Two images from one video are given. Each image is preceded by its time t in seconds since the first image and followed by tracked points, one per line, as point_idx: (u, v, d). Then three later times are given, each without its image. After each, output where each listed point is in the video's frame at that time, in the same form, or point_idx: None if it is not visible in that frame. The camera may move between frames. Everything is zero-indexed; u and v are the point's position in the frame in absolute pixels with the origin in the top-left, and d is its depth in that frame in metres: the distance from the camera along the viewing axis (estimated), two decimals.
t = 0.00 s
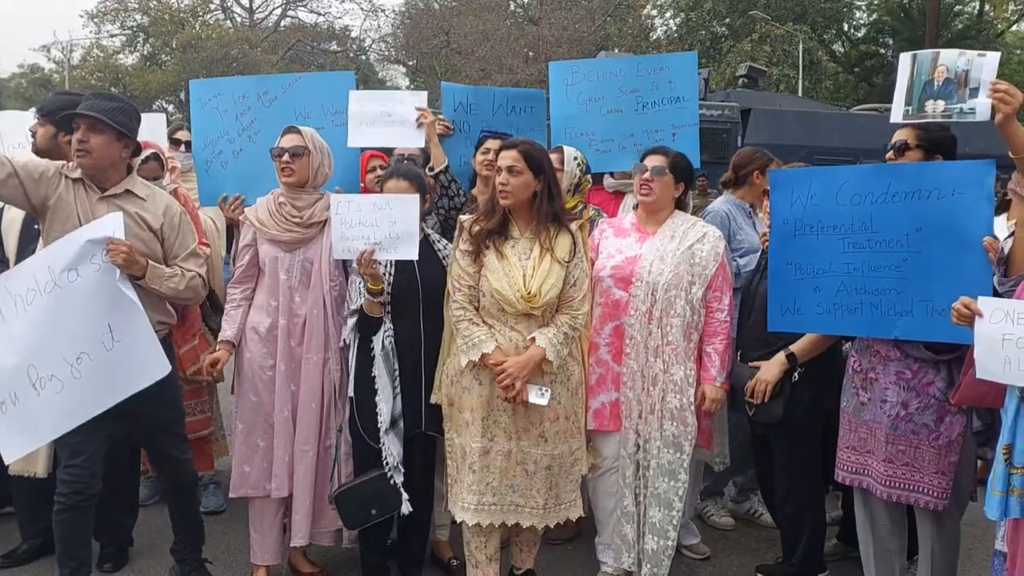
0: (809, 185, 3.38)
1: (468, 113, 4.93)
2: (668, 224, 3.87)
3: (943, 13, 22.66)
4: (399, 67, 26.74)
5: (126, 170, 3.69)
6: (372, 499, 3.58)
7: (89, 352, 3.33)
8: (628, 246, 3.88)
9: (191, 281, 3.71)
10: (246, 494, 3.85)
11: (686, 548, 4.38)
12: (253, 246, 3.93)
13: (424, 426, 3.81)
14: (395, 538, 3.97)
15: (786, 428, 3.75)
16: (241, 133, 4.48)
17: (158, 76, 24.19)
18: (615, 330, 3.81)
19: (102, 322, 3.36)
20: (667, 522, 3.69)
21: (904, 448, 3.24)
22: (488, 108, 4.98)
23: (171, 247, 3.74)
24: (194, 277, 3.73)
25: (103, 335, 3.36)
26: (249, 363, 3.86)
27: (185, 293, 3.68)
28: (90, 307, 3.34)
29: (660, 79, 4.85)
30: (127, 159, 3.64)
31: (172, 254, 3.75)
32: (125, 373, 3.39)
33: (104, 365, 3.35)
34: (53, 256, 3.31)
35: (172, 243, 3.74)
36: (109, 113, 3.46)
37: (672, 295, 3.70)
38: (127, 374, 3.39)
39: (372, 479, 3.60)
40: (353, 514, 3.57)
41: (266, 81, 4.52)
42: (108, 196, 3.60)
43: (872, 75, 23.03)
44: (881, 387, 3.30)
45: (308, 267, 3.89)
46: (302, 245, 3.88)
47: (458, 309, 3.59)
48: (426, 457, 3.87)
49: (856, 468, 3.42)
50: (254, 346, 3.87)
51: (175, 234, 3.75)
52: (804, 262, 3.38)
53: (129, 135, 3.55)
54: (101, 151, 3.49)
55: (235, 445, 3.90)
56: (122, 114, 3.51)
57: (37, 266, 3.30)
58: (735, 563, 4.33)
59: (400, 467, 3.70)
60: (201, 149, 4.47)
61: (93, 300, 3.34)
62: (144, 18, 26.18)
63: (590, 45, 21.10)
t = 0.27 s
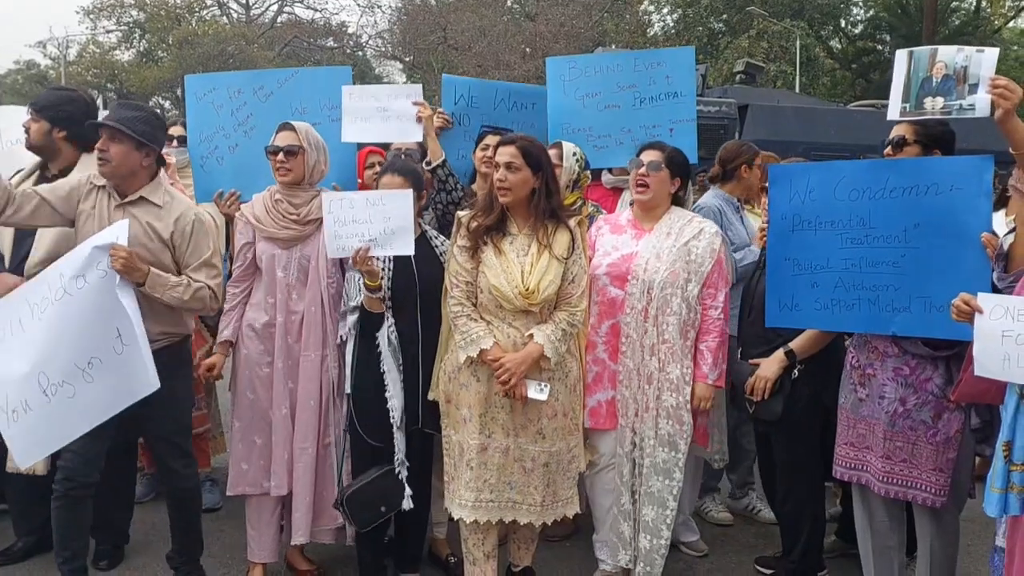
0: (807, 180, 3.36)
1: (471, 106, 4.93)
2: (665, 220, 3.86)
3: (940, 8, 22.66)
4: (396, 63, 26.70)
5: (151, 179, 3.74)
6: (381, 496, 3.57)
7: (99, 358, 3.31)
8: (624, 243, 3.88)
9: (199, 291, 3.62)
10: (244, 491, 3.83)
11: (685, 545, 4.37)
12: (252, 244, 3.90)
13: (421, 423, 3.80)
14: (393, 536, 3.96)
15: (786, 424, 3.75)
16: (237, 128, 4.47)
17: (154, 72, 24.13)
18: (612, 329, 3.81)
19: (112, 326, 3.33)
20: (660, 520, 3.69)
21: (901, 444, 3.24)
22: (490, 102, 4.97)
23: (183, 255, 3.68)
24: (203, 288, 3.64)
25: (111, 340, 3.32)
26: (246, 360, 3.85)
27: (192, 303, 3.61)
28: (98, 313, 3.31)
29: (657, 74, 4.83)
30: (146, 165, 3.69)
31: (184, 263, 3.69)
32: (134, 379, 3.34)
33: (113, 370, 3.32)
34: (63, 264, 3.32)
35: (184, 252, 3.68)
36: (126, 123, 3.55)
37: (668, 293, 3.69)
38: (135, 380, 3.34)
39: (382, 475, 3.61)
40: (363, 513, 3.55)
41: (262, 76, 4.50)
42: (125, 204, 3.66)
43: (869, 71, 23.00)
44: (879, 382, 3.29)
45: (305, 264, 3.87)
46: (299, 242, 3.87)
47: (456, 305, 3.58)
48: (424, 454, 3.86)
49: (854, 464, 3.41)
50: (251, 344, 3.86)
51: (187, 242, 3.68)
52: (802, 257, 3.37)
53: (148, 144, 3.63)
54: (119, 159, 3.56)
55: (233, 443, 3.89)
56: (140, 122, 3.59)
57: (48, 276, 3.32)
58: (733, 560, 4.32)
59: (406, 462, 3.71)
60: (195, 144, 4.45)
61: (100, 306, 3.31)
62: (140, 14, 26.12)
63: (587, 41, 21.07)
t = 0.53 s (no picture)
0: (782, 175, 3.35)
1: (445, 97, 4.75)
2: (639, 216, 3.84)
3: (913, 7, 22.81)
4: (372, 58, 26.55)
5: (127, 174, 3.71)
6: (359, 496, 3.54)
7: (39, 351, 3.38)
8: (599, 237, 3.86)
9: (139, 286, 3.50)
10: (213, 491, 3.79)
11: (660, 542, 4.36)
12: (221, 239, 3.83)
13: (394, 422, 3.75)
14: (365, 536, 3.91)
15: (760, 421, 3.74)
16: (207, 121, 4.40)
17: (125, 66, 23.82)
18: (586, 323, 3.80)
19: (52, 320, 3.39)
20: (630, 516, 3.66)
21: (875, 441, 3.24)
22: (465, 90, 4.76)
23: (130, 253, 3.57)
24: (145, 285, 3.51)
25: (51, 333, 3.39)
26: (215, 357, 3.80)
27: (132, 299, 3.49)
28: (40, 307, 3.40)
29: (633, 69, 4.80)
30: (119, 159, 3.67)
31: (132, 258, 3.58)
32: (70, 373, 3.38)
33: (50, 363, 3.37)
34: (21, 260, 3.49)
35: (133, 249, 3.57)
36: (99, 114, 3.55)
37: (642, 288, 3.67)
38: (71, 373, 3.38)
39: (359, 475, 3.57)
40: (340, 515, 3.52)
41: (233, 67, 4.44)
42: (91, 193, 3.66)
43: (843, 68, 23.13)
44: (853, 379, 3.28)
45: (275, 260, 3.81)
46: (269, 237, 3.81)
47: (429, 301, 3.54)
48: (397, 452, 3.82)
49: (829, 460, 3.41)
50: (221, 340, 3.81)
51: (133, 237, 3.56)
52: (777, 253, 3.36)
53: (120, 137, 3.61)
54: (87, 149, 3.57)
55: (202, 441, 3.84)
56: (113, 114, 3.58)
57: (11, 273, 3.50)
58: (708, 557, 4.32)
59: (384, 459, 3.66)
60: (166, 137, 4.38)
61: (43, 299, 3.40)
62: (112, 6, 25.81)
63: (563, 37, 21.04)
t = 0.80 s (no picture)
0: (724, 175, 3.35)
1: (384, 86, 4.84)
2: (585, 214, 3.82)
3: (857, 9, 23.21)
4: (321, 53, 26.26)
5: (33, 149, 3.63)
6: (287, 499, 3.49)
7: None
8: (546, 235, 3.83)
9: (46, 271, 3.43)
10: (145, 494, 3.69)
11: (603, 540, 4.35)
12: (153, 235, 3.73)
13: (331, 423, 3.67)
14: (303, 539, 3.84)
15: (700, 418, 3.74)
16: (144, 113, 4.28)
17: (66, 58, 23.24)
18: (530, 321, 3.76)
19: None
20: (574, 515, 3.64)
21: (816, 439, 3.25)
22: (403, 78, 4.85)
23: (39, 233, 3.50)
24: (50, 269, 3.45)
25: None
26: (146, 357, 3.69)
27: (36, 284, 3.42)
28: None
29: (578, 66, 4.79)
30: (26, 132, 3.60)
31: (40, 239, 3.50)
32: None
33: None
34: None
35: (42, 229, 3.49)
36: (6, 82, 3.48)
37: (589, 285, 3.65)
38: None
39: (290, 477, 3.53)
40: (270, 516, 3.49)
41: (171, 59, 4.33)
42: None
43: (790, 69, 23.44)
44: (794, 376, 3.30)
45: (209, 257, 3.71)
46: (203, 234, 3.71)
47: (368, 298, 3.48)
48: (337, 453, 3.75)
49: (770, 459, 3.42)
50: (153, 340, 3.70)
51: (46, 219, 3.49)
52: (719, 252, 3.36)
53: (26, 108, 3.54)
54: None
55: (133, 442, 3.73)
56: (22, 84, 3.51)
57: None
58: (651, 554, 4.32)
59: (318, 463, 3.61)
60: (102, 129, 4.27)
61: None
62: None
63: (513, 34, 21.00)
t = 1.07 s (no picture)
0: (638, 174, 3.36)
1: (294, 76, 4.69)
2: (503, 212, 3.78)
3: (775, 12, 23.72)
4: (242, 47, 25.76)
5: None
6: (176, 504, 3.38)
7: None
8: (464, 233, 3.77)
9: None
10: (41, 502, 3.55)
11: (520, 540, 4.33)
12: (48, 232, 3.58)
13: (238, 426, 3.58)
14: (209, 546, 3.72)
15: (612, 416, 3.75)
16: (42, 104, 4.11)
17: None
18: (449, 318, 3.70)
19: None
20: (491, 516, 3.62)
21: (728, 437, 3.28)
22: (315, 67, 4.70)
23: None
24: None
25: None
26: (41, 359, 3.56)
27: None
28: None
29: (496, 62, 4.78)
30: None
31: None
32: None
33: None
34: None
35: None
36: None
37: (506, 284, 3.62)
38: None
39: (180, 481, 3.40)
40: (156, 518, 3.39)
41: (72, 48, 4.16)
42: None
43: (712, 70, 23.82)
44: (706, 374, 3.32)
45: (109, 256, 3.57)
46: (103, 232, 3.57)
47: (276, 298, 3.39)
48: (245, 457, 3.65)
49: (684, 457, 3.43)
50: (48, 342, 3.56)
51: None
52: (633, 251, 3.36)
53: None
54: None
55: (28, 448, 3.59)
56: None
57: None
58: (567, 553, 4.32)
59: (212, 468, 3.50)
60: None
61: None
62: None
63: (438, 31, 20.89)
